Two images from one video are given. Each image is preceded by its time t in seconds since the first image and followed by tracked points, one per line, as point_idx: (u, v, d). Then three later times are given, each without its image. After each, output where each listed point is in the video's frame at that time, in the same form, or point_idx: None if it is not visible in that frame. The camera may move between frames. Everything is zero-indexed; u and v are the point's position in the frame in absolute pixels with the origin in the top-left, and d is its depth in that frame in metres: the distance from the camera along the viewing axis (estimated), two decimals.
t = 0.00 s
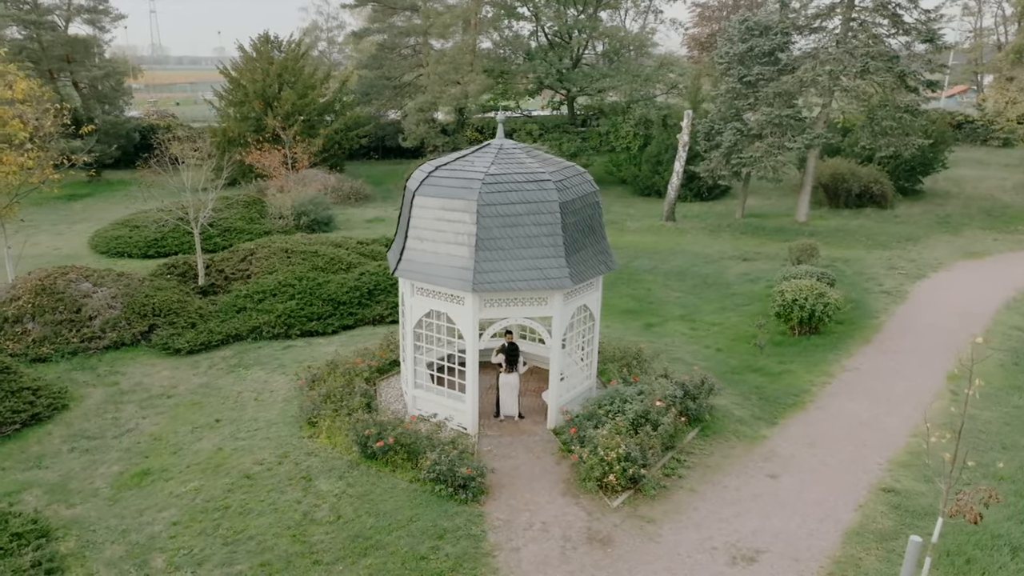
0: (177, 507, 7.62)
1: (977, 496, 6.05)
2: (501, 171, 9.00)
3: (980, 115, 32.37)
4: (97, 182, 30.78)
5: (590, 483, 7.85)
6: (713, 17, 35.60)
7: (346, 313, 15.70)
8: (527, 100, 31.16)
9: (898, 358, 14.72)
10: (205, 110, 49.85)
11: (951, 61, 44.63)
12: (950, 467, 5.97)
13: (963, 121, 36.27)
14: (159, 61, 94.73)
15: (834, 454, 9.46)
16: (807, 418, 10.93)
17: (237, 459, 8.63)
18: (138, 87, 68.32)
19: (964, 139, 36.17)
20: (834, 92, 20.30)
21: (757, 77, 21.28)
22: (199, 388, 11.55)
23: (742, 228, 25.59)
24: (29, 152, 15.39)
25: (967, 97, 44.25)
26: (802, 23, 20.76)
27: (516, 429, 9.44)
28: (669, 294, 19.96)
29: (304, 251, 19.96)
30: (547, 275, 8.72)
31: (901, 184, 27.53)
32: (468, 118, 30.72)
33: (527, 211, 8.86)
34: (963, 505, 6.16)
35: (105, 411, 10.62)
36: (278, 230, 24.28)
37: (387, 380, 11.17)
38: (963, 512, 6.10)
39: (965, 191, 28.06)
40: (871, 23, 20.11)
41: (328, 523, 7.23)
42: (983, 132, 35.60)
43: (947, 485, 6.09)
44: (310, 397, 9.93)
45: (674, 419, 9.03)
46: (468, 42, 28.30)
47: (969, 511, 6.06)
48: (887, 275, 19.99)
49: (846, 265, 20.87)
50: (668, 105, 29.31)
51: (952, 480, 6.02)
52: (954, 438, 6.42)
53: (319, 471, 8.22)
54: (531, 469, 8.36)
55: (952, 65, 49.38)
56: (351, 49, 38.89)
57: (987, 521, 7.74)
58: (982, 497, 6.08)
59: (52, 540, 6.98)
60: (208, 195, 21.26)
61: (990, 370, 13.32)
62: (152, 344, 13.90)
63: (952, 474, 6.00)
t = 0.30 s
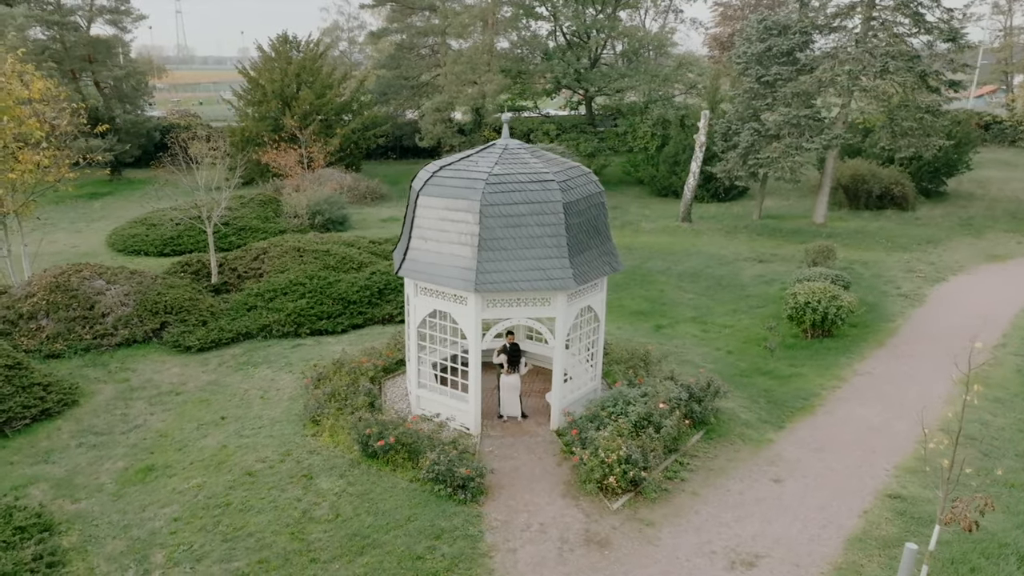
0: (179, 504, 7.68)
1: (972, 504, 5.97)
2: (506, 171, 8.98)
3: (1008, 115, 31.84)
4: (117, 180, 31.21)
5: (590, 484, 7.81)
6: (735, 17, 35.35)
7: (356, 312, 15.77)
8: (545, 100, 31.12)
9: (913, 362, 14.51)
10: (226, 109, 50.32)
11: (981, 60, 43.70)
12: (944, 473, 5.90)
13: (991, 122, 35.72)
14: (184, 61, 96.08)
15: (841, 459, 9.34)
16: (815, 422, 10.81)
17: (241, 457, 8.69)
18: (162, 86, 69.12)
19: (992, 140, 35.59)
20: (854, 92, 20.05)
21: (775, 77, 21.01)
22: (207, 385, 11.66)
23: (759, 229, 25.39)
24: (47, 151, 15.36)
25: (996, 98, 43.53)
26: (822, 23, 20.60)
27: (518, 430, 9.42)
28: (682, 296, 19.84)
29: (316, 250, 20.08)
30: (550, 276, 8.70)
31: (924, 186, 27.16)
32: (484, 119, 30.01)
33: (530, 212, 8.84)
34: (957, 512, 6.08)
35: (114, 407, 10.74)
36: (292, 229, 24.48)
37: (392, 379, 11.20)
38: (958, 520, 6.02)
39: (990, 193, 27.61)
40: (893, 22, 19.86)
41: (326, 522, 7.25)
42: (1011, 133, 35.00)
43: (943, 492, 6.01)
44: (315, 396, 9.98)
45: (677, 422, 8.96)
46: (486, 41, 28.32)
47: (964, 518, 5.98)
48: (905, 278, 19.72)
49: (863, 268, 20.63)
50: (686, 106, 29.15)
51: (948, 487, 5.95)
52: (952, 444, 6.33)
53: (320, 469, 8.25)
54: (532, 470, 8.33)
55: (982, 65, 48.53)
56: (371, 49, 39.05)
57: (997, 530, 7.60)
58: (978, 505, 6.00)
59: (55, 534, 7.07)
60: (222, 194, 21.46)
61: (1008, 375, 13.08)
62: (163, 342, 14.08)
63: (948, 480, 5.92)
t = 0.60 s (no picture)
0: (179, 500, 7.75)
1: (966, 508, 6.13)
2: (507, 171, 8.97)
3: None
4: (136, 179, 31.60)
5: (588, 487, 7.77)
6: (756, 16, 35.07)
7: (365, 311, 15.82)
8: (562, 101, 31.08)
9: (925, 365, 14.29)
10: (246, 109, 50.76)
11: (1011, 60, 42.84)
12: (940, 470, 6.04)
13: (1018, 124, 35.10)
14: (208, 61, 97.21)
15: (846, 464, 9.23)
16: (822, 426, 10.69)
17: (242, 454, 8.74)
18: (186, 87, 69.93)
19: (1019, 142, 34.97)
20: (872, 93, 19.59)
21: (792, 77, 20.88)
22: (214, 383, 11.76)
23: (775, 231, 25.17)
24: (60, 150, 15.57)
25: None
26: (841, 22, 20.34)
27: (519, 431, 9.40)
28: (694, 297, 19.71)
29: (326, 250, 20.18)
30: (551, 277, 8.67)
31: (946, 188, 26.78)
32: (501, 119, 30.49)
33: (531, 212, 8.82)
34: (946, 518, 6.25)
35: (121, 404, 10.86)
36: (306, 228, 24.64)
37: (396, 379, 11.22)
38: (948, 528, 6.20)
39: (1015, 195, 27.14)
40: (913, 21, 19.55)
41: (323, 520, 7.28)
42: None
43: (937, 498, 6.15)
44: (317, 394, 10.03)
45: (679, 425, 8.89)
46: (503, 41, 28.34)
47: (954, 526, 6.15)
48: (923, 282, 19.45)
49: (879, 271, 20.39)
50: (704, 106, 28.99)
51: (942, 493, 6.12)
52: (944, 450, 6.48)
53: (319, 468, 8.29)
54: (531, 471, 8.30)
55: (1012, 65, 47.65)
56: (390, 49, 39.18)
57: (1002, 539, 7.47)
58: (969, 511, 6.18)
59: (55, 528, 7.15)
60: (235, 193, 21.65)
61: None
62: (173, 339, 14.23)
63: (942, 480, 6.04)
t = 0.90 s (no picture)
0: (177, 496, 7.81)
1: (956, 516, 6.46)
2: (508, 171, 8.95)
3: None
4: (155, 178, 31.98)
5: (584, 489, 7.74)
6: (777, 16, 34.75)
7: (372, 311, 15.87)
8: (578, 101, 31.00)
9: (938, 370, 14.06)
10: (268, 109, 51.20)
11: None
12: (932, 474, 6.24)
13: None
14: (233, 61, 98.31)
15: (849, 469, 9.10)
16: (827, 431, 10.56)
17: (242, 451, 8.80)
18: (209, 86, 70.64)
19: None
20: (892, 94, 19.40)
21: (809, 77, 20.67)
22: (219, 381, 11.86)
23: (792, 233, 24.96)
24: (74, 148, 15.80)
25: None
26: (860, 22, 20.04)
27: (519, 432, 9.39)
28: (705, 300, 19.58)
29: (337, 249, 20.28)
30: (551, 278, 8.65)
31: (969, 190, 26.36)
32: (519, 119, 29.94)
33: (531, 213, 8.80)
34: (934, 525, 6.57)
35: (127, 400, 10.98)
36: (320, 228, 24.81)
37: (399, 379, 11.25)
38: (934, 536, 6.53)
39: None
40: (934, 20, 19.28)
41: (318, 519, 7.30)
42: None
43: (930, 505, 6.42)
44: (319, 393, 10.07)
45: (678, 428, 8.83)
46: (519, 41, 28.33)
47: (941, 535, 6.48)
48: (940, 286, 19.17)
49: (896, 274, 20.14)
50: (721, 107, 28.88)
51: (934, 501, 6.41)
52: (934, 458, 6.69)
53: (317, 466, 8.32)
54: (528, 473, 8.28)
55: None
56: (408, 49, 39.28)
57: (1005, 549, 7.35)
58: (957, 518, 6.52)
59: (54, 522, 7.24)
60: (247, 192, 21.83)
61: None
62: (181, 337, 14.38)
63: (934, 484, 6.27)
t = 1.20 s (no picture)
0: (176, 492, 7.87)
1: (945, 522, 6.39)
2: (509, 171, 8.95)
3: None
4: (173, 176, 32.36)
5: (580, 491, 7.71)
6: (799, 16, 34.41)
7: (380, 310, 15.94)
8: (594, 101, 30.91)
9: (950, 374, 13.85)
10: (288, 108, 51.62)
11: None
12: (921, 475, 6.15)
13: None
14: (257, 61, 99.41)
15: (852, 475, 8.99)
16: (832, 435, 10.45)
17: (243, 449, 8.87)
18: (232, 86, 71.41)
19: None
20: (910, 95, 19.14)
21: (826, 77, 20.47)
22: (225, 378, 11.97)
23: (807, 235, 24.73)
24: (86, 147, 15.98)
25: None
26: (878, 22, 19.85)
27: (519, 433, 9.37)
28: (717, 302, 19.45)
29: (347, 249, 20.39)
30: (550, 279, 8.63)
31: (991, 192, 25.94)
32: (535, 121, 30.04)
33: (531, 213, 8.79)
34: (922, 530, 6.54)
35: (133, 397, 11.09)
36: (333, 227, 24.97)
37: (402, 378, 11.27)
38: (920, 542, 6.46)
39: None
40: (954, 20, 19.05)
41: (314, 516, 7.34)
42: None
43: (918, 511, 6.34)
44: (321, 391, 10.12)
45: (678, 431, 8.78)
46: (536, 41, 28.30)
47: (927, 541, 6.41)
48: (957, 289, 18.90)
49: (912, 277, 19.90)
50: (739, 108, 29.01)
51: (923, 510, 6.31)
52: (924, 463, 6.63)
53: (316, 464, 8.37)
54: (525, 474, 8.27)
55: None
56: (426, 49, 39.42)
57: (1008, 558, 7.24)
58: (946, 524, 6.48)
59: (54, 517, 7.33)
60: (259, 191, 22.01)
61: None
62: (190, 334, 14.53)
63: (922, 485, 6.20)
